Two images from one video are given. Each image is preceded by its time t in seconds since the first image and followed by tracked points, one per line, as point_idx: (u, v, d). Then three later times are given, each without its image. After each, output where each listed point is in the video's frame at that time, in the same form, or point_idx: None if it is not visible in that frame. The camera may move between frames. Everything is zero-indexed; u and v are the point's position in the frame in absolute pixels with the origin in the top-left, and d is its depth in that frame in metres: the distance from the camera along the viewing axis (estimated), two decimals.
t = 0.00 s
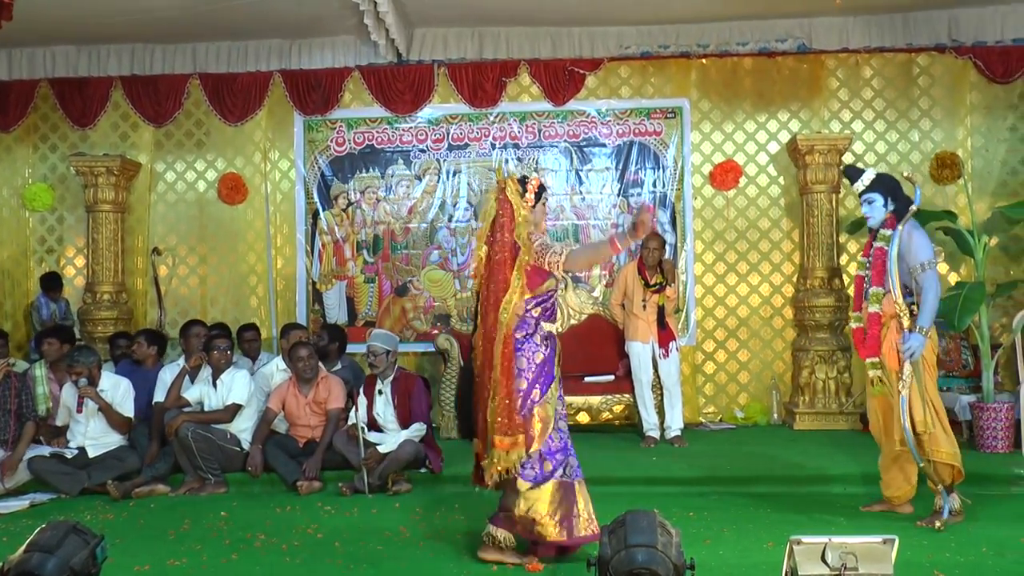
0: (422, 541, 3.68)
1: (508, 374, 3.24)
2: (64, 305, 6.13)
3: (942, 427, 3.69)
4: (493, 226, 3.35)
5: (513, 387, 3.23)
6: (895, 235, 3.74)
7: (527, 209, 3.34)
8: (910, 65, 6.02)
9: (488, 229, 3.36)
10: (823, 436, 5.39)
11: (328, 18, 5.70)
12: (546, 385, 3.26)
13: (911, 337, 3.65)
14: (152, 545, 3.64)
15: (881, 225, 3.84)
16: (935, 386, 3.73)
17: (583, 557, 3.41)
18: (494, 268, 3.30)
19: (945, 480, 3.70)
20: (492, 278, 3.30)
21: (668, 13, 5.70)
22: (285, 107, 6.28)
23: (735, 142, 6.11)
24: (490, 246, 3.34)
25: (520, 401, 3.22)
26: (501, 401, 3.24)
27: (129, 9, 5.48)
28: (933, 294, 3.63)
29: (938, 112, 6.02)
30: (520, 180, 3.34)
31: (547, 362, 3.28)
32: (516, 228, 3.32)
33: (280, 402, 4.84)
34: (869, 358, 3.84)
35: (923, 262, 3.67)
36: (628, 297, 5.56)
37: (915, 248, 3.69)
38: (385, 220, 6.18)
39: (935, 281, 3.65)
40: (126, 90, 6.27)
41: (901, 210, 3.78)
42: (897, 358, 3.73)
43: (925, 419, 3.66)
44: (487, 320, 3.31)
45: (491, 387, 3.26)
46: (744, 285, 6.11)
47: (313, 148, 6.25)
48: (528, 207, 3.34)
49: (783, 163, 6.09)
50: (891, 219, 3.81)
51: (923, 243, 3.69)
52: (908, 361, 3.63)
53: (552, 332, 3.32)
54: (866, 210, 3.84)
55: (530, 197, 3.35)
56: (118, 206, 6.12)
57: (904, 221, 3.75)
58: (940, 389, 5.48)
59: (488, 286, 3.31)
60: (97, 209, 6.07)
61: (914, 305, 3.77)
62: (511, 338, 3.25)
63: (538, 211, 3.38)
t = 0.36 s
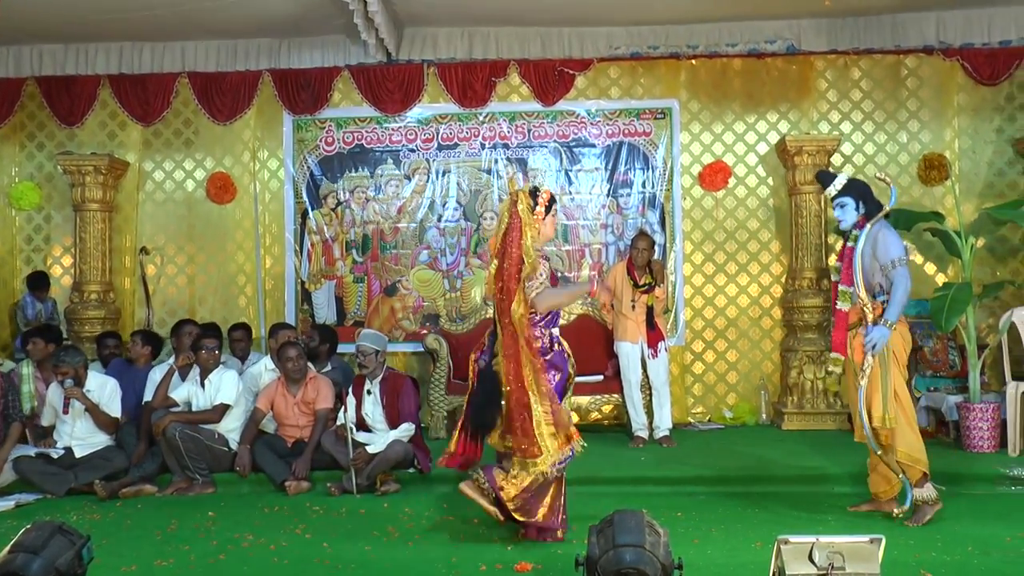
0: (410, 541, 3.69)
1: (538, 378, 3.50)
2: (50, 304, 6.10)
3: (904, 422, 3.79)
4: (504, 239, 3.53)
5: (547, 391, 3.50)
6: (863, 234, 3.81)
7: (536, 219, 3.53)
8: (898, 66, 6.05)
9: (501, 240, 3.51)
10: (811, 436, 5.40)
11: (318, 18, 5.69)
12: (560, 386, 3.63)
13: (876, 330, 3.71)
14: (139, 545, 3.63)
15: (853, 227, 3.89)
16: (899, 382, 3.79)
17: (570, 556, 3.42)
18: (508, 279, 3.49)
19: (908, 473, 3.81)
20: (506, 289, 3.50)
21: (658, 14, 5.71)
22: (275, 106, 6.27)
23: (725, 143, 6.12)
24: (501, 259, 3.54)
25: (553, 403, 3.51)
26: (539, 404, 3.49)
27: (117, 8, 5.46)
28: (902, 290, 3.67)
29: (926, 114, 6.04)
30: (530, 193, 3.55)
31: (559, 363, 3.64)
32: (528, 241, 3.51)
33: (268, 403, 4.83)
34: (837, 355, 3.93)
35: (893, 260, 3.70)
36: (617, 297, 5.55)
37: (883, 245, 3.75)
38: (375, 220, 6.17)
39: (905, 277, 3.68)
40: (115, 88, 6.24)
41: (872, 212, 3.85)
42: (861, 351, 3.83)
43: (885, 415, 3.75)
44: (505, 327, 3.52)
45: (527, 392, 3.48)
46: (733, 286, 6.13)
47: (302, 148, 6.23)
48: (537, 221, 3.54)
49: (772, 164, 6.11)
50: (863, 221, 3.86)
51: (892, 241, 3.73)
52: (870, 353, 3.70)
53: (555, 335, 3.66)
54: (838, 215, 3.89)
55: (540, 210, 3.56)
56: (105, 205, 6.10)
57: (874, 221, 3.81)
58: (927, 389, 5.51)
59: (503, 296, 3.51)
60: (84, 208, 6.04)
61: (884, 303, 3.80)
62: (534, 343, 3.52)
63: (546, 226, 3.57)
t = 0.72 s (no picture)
0: (390, 542, 3.69)
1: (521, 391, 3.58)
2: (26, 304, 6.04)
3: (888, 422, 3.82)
4: (496, 247, 3.64)
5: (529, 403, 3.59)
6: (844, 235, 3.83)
7: (527, 226, 3.64)
8: (876, 69, 6.09)
9: (492, 249, 3.65)
10: (790, 435, 5.43)
11: (298, 17, 5.67)
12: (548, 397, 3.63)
13: (857, 327, 3.76)
14: (116, 547, 3.60)
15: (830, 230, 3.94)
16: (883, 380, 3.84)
17: (551, 556, 3.43)
18: (500, 290, 3.60)
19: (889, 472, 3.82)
20: (499, 299, 3.61)
21: (638, 15, 5.73)
22: (255, 105, 6.21)
23: (705, 144, 6.14)
24: (494, 268, 3.64)
25: (536, 415, 3.59)
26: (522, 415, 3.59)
27: (95, 6, 5.42)
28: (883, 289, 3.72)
29: (904, 116, 6.09)
30: (521, 200, 3.66)
31: (548, 376, 3.62)
32: (519, 249, 3.61)
33: (247, 404, 4.80)
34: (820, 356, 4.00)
35: (874, 261, 3.75)
36: (597, 297, 5.55)
37: (862, 247, 3.78)
38: (355, 220, 6.16)
39: (885, 277, 3.74)
40: (92, 87, 6.21)
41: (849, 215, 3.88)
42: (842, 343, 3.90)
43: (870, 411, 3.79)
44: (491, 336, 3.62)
45: (512, 406, 3.57)
46: (713, 287, 6.15)
47: (282, 147, 6.20)
48: (527, 228, 3.63)
49: (752, 164, 6.13)
50: (840, 223, 3.92)
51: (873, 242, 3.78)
52: (851, 350, 3.75)
53: (547, 345, 3.63)
54: (814, 217, 3.95)
55: (531, 218, 3.66)
56: (83, 205, 6.05)
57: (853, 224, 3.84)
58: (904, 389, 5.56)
59: (495, 307, 3.62)
60: (61, 208, 5.99)
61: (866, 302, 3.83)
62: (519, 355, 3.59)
63: (538, 232, 3.68)
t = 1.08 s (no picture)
0: (360, 542, 3.68)
1: (501, 372, 3.53)
2: None
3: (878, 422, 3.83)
4: (509, 225, 3.59)
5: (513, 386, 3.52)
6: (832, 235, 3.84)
7: (544, 210, 3.55)
8: (846, 71, 6.14)
9: (507, 225, 3.59)
10: (759, 435, 5.47)
11: (270, 15, 5.64)
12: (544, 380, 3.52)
13: (847, 329, 3.74)
14: (82, 550, 3.56)
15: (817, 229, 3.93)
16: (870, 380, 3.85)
17: (521, 556, 3.43)
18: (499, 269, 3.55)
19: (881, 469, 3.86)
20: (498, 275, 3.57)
21: (609, 16, 5.75)
22: (225, 104, 6.17)
23: (676, 145, 6.17)
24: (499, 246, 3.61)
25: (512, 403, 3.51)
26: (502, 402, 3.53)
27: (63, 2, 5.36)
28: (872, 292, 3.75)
29: (873, 117, 6.15)
30: (541, 182, 3.57)
31: (547, 359, 3.52)
32: (528, 229, 3.53)
33: (217, 404, 4.77)
34: (804, 354, 3.91)
35: (862, 263, 3.78)
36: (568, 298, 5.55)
37: (852, 249, 3.80)
38: (326, 219, 6.13)
39: (872, 280, 3.77)
40: (60, 84, 6.14)
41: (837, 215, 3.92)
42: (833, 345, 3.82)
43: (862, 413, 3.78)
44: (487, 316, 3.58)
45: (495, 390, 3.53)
46: (684, 287, 6.17)
47: (253, 147, 6.16)
48: (548, 209, 3.54)
49: (723, 166, 6.17)
50: (828, 223, 3.91)
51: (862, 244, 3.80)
52: (843, 353, 3.73)
53: (553, 330, 3.53)
54: (803, 216, 3.93)
55: (551, 199, 3.55)
56: (50, 204, 5.98)
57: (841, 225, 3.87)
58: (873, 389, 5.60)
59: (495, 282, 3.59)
60: (28, 207, 5.92)
61: (853, 303, 3.86)
62: (508, 336, 3.54)
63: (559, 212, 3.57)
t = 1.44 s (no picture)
0: (334, 543, 3.66)
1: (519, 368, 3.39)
2: None
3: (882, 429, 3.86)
4: (513, 228, 3.42)
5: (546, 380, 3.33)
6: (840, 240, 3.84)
7: (549, 210, 3.35)
8: (820, 73, 6.19)
9: (511, 230, 3.43)
10: (733, 435, 5.49)
11: (244, 13, 5.61)
12: (569, 374, 3.35)
13: (850, 337, 3.77)
14: (53, 553, 3.52)
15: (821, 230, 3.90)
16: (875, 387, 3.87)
17: (497, 557, 3.43)
18: (511, 269, 3.40)
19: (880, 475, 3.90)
20: (508, 277, 3.42)
21: (584, 15, 5.79)
22: (199, 104, 6.13)
23: (651, 146, 6.19)
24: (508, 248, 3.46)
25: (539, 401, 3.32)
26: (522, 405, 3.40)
27: None
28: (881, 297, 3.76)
29: (846, 120, 6.20)
30: (543, 181, 3.37)
31: (567, 350, 3.36)
32: (536, 233, 3.36)
33: (191, 405, 4.72)
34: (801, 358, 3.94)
35: (869, 269, 3.79)
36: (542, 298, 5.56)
37: (860, 254, 3.81)
38: (300, 219, 6.10)
39: (880, 287, 3.79)
40: (31, 83, 6.06)
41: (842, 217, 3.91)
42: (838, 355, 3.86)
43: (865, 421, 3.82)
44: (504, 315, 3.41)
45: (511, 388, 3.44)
46: (659, 287, 6.20)
47: (227, 146, 6.12)
48: (552, 209, 3.35)
49: (697, 167, 6.19)
50: (833, 225, 3.91)
51: (869, 249, 3.80)
52: (846, 361, 3.78)
53: (570, 324, 3.38)
54: (808, 217, 3.90)
55: (556, 199, 3.36)
56: (21, 202, 5.91)
57: (848, 228, 3.86)
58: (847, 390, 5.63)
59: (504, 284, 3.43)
60: None
61: (858, 309, 3.89)
62: (525, 332, 3.38)
63: (563, 214, 3.38)
